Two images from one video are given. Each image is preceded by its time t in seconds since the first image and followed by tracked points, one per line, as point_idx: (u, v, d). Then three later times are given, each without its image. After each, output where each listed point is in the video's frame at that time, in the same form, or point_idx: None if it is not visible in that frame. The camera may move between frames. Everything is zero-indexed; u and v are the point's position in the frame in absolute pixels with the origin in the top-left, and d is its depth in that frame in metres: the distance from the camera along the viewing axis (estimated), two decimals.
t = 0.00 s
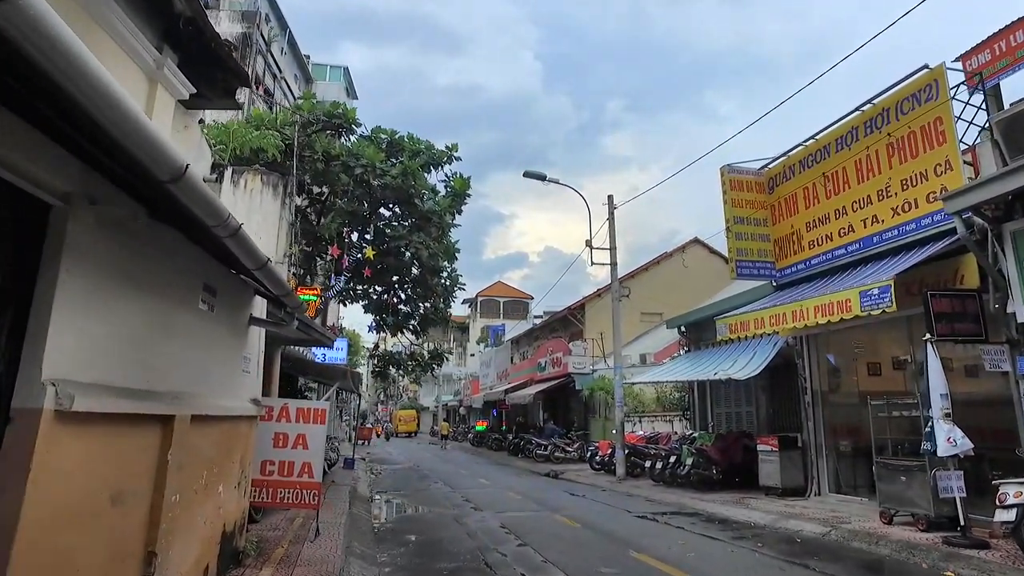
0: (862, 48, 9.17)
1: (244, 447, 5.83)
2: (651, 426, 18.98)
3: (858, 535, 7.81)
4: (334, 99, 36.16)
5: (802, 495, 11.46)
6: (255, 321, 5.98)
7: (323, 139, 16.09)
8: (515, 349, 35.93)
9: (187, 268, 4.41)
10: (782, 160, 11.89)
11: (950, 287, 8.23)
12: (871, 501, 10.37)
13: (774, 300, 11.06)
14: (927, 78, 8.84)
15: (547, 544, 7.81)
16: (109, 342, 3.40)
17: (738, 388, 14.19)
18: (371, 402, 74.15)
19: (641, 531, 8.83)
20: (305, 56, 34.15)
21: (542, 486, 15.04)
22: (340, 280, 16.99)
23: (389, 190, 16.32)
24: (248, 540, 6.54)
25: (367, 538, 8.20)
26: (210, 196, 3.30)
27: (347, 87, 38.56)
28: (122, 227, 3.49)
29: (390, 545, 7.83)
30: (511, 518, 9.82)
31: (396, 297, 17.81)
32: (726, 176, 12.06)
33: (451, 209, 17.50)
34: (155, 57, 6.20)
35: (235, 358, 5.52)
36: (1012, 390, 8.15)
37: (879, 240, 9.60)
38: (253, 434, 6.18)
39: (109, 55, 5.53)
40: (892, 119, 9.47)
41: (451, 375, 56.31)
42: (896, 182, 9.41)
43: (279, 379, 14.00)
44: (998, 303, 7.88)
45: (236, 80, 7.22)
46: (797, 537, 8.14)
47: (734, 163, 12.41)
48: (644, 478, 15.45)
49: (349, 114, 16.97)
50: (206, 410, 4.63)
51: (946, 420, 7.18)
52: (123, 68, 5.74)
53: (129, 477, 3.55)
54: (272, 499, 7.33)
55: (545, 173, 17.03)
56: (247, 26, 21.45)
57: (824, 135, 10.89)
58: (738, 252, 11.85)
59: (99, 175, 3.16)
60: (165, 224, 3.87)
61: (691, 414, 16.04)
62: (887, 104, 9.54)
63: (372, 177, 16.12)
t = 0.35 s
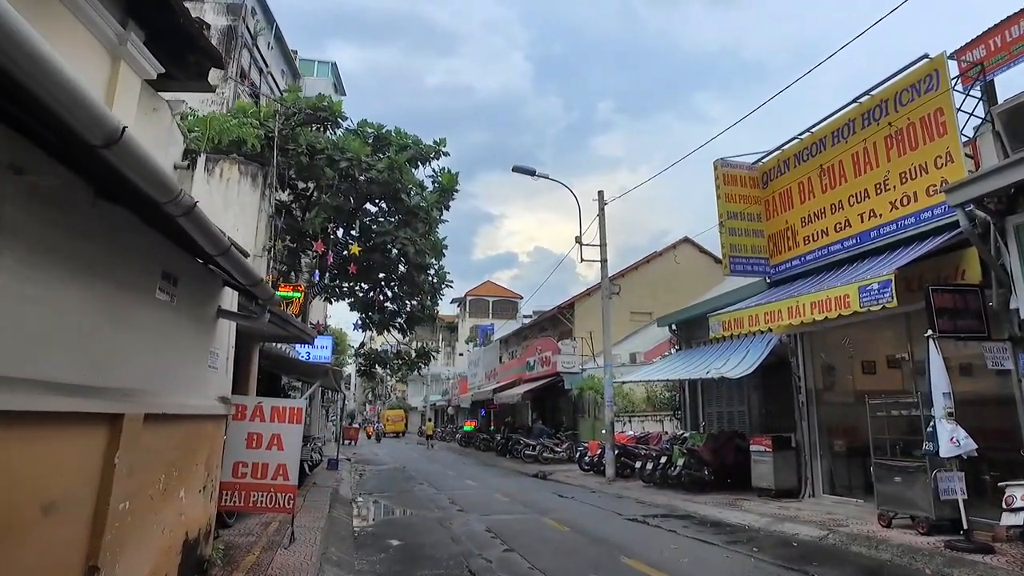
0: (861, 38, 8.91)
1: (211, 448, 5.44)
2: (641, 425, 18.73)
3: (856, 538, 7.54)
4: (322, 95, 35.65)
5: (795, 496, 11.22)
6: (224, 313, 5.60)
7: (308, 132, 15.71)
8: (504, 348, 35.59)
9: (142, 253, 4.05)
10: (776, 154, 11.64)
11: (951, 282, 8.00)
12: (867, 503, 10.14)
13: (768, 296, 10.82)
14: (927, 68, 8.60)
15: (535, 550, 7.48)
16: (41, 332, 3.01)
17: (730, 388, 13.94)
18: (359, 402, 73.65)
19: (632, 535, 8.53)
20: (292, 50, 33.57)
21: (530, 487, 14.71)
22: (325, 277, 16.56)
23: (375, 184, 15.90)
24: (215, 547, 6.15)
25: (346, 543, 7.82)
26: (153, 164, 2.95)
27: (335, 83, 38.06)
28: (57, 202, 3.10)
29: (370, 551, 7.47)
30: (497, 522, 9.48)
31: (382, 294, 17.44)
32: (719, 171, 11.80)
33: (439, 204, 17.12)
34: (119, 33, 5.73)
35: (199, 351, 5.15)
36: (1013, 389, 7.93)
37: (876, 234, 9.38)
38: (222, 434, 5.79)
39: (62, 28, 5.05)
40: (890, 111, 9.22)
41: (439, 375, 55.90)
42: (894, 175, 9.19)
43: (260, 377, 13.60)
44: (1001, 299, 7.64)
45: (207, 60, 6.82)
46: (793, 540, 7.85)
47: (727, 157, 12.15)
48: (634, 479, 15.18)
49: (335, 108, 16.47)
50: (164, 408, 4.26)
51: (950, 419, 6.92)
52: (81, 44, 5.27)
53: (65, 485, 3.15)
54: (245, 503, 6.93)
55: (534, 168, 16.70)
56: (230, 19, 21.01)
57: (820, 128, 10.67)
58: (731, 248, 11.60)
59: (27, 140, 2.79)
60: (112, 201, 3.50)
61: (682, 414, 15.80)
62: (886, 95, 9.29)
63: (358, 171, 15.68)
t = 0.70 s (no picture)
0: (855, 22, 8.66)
1: (170, 438, 5.06)
2: (631, 423, 18.48)
3: (851, 536, 7.29)
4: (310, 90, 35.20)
5: (787, 493, 10.99)
6: (186, 296, 5.27)
7: (291, 124, 15.24)
8: (494, 346, 35.28)
9: (84, 223, 3.71)
10: (769, 144, 11.41)
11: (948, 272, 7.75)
12: (860, 500, 9.92)
13: (761, 289, 10.58)
14: (923, 53, 8.36)
15: (518, 549, 7.18)
16: None
17: (721, 384, 13.71)
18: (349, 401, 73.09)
19: (620, 534, 8.24)
20: (280, 44, 33.07)
21: (518, 485, 14.41)
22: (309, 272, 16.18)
23: (361, 176, 15.50)
24: (178, 546, 5.81)
25: (321, 541, 7.50)
26: (72, 113, 2.60)
27: (324, 79, 37.61)
28: None
29: (345, 550, 7.15)
30: (481, 519, 9.21)
31: (368, 289, 17.09)
32: (710, 161, 11.56)
33: (426, 197, 16.78)
34: None
35: (155, 335, 4.82)
36: (1012, 382, 7.69)
37: (871, 225, 9.15)
38: (184, 424, 5.41)
39: None
40: (885, 98, 8.99)
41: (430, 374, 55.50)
42: (889, 164, 8.96)
43: (241, 373, 13.24)
44: (1000, 289, 7.40)
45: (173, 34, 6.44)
46: (786, 539, 7.58)
47: (718, 148, 11.91)
48: (623, 477, 14.92)
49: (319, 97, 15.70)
50: (111, 393, 3.93)
51: (948, 412, 6.66)
52: (28, 13, 4.76)
53: None
54: (214, 500, 6.60)
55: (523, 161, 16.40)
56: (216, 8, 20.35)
57: (813, 118, 10.44)
58: (723, 240, 11.37)
59: None
60: (42, 162, 3.15)
61: (673, 411, 15.56)
62: (881, 82, 9.06)
63: (343, 162, 15.25)
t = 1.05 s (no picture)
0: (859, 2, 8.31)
1: (128, 433, 4.68)
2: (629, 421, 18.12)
3: (857, 538, 6.94)
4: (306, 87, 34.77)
5: (789, 493, 10.64)
6: (146, 281, 4.90)
7: (283, 115, 14.87)
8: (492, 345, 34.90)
9: (14, 194, 3.35)
10: (769, 132, 11.06)
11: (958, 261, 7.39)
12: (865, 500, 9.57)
13: (761, 281, 10.24)
14: (930, 33, 8.01)
15: (508, 552, 6.81)
16: None
17: (721, 380, 13.35)
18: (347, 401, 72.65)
19: (615, 535, 7.87)
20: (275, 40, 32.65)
21: (513, 485, 14.05)
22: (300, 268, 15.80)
23: (352, 169, 14.95)
24: (142, 550, 5.45)
25: (301, 543, 7.15)
26: None
27: (321, 75, 37.19)
28: None
29: (325, 553, 6.78)
30: (472, 520, 8.85)
31: (361, 285, 16.75)
32: (709, 150, 11.21)
33: (419, 191, 16.38)
34: None
35: (109, 321, 4.46)
36: None
37: (876, 213, 8.82)
38: (146, 419, 5.04)
39: None
40: (890, 81, 8.64)
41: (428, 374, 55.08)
42: (894, 150, 8.62)
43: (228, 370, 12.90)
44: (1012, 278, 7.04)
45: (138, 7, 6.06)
46: (788, 540, 7.23)
47: (716, 137, 11.57)
48: (620, 476, 14.56)
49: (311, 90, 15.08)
50: (49, 386, 3.57)
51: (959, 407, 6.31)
52: None
53: None
54: (185, 500, 6.25)
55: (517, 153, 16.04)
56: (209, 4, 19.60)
57: (815, 104, 10.10)
58: (722, 231, 11.02)
59: None
60: None
61: (672, 408, 15.20)
62: (885, 64, 8.71)
63: (334, 155, 14.72)
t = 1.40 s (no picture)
0: None
1: (92, 431, 4.27)
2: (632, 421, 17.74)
3: (876, 543, 6.54)
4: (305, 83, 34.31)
5: (799, 495, 10.26)
6: (112, 267, 4.52)
7: (278, 108, 14.24)
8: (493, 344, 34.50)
9: None
10: (778, 121, 10.67)
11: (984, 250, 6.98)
12: (879, 502, 9.18)
13: (770, 274, 9.88)
14: (950, 12, 7.61)
15: (507, 557, 6.44)
16: None
17: (727, 379, 12.97)
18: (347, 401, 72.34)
19: (620, 539, 7.49)
20: (274, 36, 32.29)
21: (513, 486, 13.66)
22: (295, 265, 15.40)
23: (349, 162, 14.28)
24: (114, 558, 5.09)
25: (288, 549, 6.77)
26: None
27: (320, 73, 36.78)
28: None
29: (315, 558, 6.42)
30: (470, 523, 8.48)
31: (359, 282, 16.35)
32: (715, 140, 10.81)
33: (418, 185, 15.89)
34: None
35: (71, 308, 4.09)
36: None
37: (892, 202, 8.43)
38: (116, 414, 4.65)
39: None
40: (907, 64, 8.23)
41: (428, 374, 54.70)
42: (911, 136, 8.23)
43: (219, 368, 12.52)
44: None
45: None
46: (803, 545, 6.84)
47: (723, 126, 11.18)
48: (623, 477, 14.19)
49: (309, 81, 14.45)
50: None
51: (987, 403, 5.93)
52: None
53: None
54: (164, 503, 5.88)
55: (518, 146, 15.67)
56: None
57: (826, 91, 9.71)
58: (729, 224, 10.64)
59: None
60: None
61: (676, 408, 14.82)
62: (902, 46, 8.30)
63: (330, 148, 14.07)
